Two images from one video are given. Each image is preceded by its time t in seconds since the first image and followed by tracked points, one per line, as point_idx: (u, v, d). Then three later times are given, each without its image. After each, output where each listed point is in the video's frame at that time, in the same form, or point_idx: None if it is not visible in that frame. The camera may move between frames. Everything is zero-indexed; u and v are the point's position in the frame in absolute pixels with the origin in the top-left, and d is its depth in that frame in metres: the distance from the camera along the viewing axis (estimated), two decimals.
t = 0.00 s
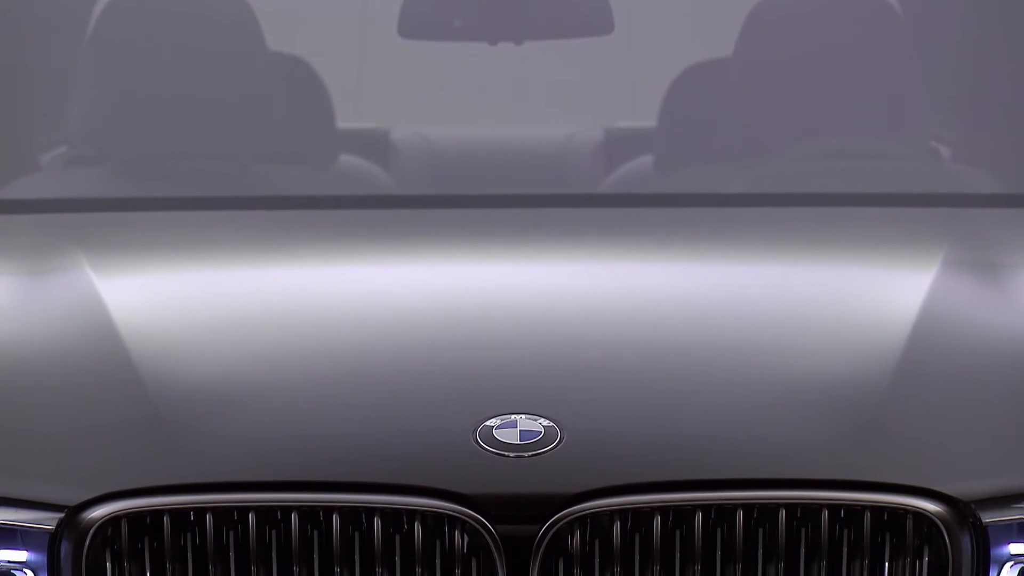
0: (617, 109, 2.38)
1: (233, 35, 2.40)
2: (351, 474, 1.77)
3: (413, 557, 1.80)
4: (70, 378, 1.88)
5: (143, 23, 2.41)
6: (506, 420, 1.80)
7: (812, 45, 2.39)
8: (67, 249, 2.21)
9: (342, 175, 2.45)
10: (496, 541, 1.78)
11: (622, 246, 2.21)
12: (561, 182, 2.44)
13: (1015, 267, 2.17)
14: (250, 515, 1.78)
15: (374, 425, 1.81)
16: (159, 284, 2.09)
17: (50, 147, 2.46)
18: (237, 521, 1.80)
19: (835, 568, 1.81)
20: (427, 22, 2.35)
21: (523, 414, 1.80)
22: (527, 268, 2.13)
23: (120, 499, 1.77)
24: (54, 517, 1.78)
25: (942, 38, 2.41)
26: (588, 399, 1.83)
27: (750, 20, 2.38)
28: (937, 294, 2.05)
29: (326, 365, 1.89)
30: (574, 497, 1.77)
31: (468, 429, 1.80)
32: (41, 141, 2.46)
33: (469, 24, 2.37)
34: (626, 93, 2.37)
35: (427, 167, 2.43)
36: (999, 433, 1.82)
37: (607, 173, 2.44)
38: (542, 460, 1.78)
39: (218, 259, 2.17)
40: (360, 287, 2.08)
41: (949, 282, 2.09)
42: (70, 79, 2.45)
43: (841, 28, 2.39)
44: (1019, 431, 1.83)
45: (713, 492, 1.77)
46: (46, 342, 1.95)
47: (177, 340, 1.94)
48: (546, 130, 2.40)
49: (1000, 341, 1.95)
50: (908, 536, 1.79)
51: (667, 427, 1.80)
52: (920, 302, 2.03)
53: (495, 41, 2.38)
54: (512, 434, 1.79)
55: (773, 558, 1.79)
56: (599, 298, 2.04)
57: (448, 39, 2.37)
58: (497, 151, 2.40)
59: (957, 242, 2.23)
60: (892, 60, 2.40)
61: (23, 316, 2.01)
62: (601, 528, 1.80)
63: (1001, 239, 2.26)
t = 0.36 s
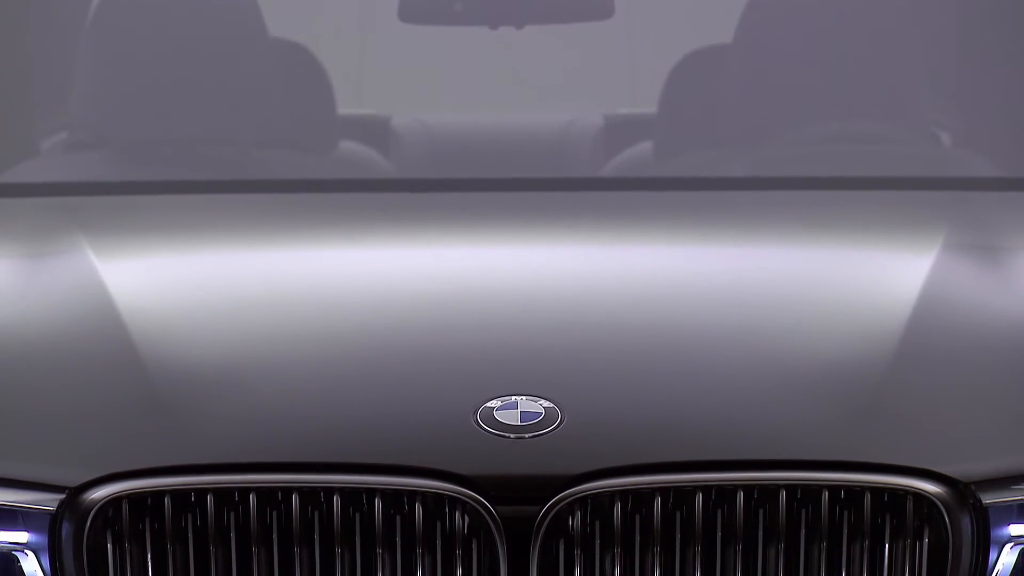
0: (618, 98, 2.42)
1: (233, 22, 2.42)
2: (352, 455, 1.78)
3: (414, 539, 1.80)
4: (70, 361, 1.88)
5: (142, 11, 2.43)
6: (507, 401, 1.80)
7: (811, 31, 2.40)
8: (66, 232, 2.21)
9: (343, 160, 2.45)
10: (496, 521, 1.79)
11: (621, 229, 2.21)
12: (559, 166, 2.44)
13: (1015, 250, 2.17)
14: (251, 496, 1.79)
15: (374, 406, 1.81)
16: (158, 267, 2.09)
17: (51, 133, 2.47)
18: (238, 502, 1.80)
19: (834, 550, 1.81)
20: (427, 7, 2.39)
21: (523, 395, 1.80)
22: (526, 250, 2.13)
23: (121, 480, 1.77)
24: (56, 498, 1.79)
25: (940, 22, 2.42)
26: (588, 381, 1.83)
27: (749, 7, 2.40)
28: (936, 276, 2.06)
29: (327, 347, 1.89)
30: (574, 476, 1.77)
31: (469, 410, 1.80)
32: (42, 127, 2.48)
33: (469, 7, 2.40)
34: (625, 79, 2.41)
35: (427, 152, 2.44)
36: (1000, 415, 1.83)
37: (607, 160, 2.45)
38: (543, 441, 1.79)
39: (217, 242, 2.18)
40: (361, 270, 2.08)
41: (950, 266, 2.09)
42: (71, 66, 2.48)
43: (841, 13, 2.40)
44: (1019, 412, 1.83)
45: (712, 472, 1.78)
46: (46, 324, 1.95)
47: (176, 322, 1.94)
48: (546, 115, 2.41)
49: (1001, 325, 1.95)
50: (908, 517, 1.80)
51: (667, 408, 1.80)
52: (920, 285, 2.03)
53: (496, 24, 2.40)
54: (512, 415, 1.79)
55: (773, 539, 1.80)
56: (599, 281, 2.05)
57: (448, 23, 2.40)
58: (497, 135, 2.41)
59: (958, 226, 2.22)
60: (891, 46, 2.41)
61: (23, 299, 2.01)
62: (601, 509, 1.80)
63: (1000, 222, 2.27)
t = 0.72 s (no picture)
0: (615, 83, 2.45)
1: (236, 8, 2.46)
2: (353, 438, 1.77)
3: (414, 520, 1.80)
4: (72, 346, 1.88)
5: None
6: (506, 382, 1.80)
7: (805, 17, 2.45)
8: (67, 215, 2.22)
9: (344, 147, 2.49)
10: (496, 502, 1.78)
11: (621, 211, 2.22)
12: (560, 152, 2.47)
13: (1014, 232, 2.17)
14: (251, 478, 1.79)
15: (375, 388, 1.81)
16: (159, 249, 2.10)
17: (52, 119, 2.52)
18: (239, 483, 1.80)
19: (834, 531, 1.81)
20: None
21: (523, 376, 1.80)
22: (527, 232, 2.14)
23: (122, 461, 1.77)
24: (57, 479, 1.78)
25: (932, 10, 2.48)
26: (589, 361, 1.83)
27: None
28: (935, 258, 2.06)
29: (326, 330, 1.89)
30: (574, 458, 1.77)
31: (469, 392, 1.80)
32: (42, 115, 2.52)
33: None
34: (624, 65, 2.44)
35: (428, 138, 2.47)
36: (999, 397, 1.82)
37: (607, 146, 2.47)
38: (543, 423, 1.78)
39: (218, 224, 2.18)
40: (361, 254, 2.09)
41: (950, 249, 2.09)
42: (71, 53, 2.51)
43: None
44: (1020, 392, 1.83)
45: (713, 453, 1.77)
46: (47, 307, 1.95)
47: (178, 306, 1.94)
48: (546, 101, 2.45)
49: (1000, 309, 1.95)
50: (908, 498, 1.80)
51: (667, 389, 1.81)
52: (920, 269, 2.03)
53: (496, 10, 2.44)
54: (512, 397, 1.79)
55: (773, 520, 1.80)
56: (598, 262, 2.05)
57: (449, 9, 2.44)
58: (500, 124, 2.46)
59: (957, 210, 2.23)
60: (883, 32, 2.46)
61: (23, 281, 2.01)
62: (601, 491, 1.81)
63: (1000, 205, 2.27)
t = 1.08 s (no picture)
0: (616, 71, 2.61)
1: None
2: (353, 418, 1.77)
3: (415, 500, 1.80)
4: (76, 325, 1.88)
5: None
6: (507, 362, 1.80)
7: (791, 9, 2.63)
8: (70, 201, 2.24)
9: (345, 131, 2.68)
10: (496, 482, 1.78)
11: (620, 200, 2.27)
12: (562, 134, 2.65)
13: (1012, 215, 2.18)
14: (251, 457, 1.79)
15: (376, 368, 1.81)
16: (162, 232, 2.12)
17: (51, 104, 2.70)
18: (239, 463, 1.80)
19: (834, 510, 1.82)
20: None
21: (524, 356, 1.81)
22: (525, 215, 2.19)
23: (123, 441, 1.76)
24: (58, 459, 1.78)
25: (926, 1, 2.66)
26: (588, 341, 1.84)
27: None
28: (934, 238, 2.08)
29: (325, 313, 1.89)
30: (574, 439, 1.77)
31: (469, 372, 1.80)
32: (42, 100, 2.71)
33: None
34: (626, 54, 2.60)
35: (427, 120, 2.65)
36: (999, 377, 1.82)
37: (604, 129, 2.66)
38: (544, 403, 1.78)
39: (222, 210, 2.22)
40: (365, 236, 2.13)
41: (949, 228, 2.10)
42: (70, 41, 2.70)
43: None
44: (1022, 371, 1.83)
45: (713, 433, 1.77)
46: (51, 285, 1.96)
47: (182, 289, 1.95)
48: (547, 88, 2.61)
49: (1001, 288, 1.95)
50: (908, 477, 1.80)
51: (667, 368, 1.81)
52: (920, 248, 2.04)
53: None
54: (513, 376, 1.79)
55: (773, 499, 1.80)
56: (597, 246, 2.08)
57: None
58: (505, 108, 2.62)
59: (954, 192, 2.25)
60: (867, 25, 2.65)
61: (27, 260, 2.02)
62: (601, 471, 1.81)
63: (997, 190, 2.29)
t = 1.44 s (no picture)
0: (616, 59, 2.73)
1: None
2: (353, 400, 1.77)
3: (416, 481, 1.81)
4: (77, 306, 1.88)
5: None
6: (507, 344, 1.80)
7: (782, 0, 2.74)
8: (71, 185, 2.26)
9: (345, 116, 2.80)
10: (499, 465, 1.78)
11: (620, 183, 2.29)
12: (564, 120, 2.75)
13: (1011, 198, 2.19)
14: (252, 439, 1.79)
15: (377, 351, 1.81)
16: (164, 215, 2.13)
17: (53, 92, 2.82)
18: (240, 445, 1.80)
19: (835, 492, 1.82)
20: None
21: (524, 338, 1.81)
22: (529, 198, 2.21)
23: (123, 424, 1.76)
24: (59, 441, 1.78)
25: None
26: (588, 322, 1.84)
27: None
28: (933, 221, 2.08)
29: (327, 295, 1.90)
30: (574, 420, 1.77)
31: (470, 354, 1.80)
32: (42, 87, 2.82)
33: None
34: (626, 42, 2.73)
35: (429, 106, 2.77)
36: (1000, 359, 1.82)
37: (607, 116, 2.77)
38: (543, 384, 1.78)
39: (222, 192, 2.23)
40: (372, 212, 2.16)
41: (951, 212, 2.11)
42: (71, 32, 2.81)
43: None
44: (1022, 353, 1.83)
45: (713, 415, 1.77)
46: (52, 267, 1.96)
47: (184, 271, 1.95)
48: (548, 75, 2.73)
49: (1002, 271, 1.95)
50: (908, 459, 1.80)
51: (667, 350, 1.81)
52: (921, 228, 2.05)
53: None
54: (513, 358, 1.79)
55: (772, 481, 1.80)
56: (599, 227, 2.09)
57: None
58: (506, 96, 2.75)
59: (955, 176, 2.26)
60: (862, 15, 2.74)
61: (28, 242, 2.03)
62: (602, 453, 1.81)
63: (995, 174, 2.29)
